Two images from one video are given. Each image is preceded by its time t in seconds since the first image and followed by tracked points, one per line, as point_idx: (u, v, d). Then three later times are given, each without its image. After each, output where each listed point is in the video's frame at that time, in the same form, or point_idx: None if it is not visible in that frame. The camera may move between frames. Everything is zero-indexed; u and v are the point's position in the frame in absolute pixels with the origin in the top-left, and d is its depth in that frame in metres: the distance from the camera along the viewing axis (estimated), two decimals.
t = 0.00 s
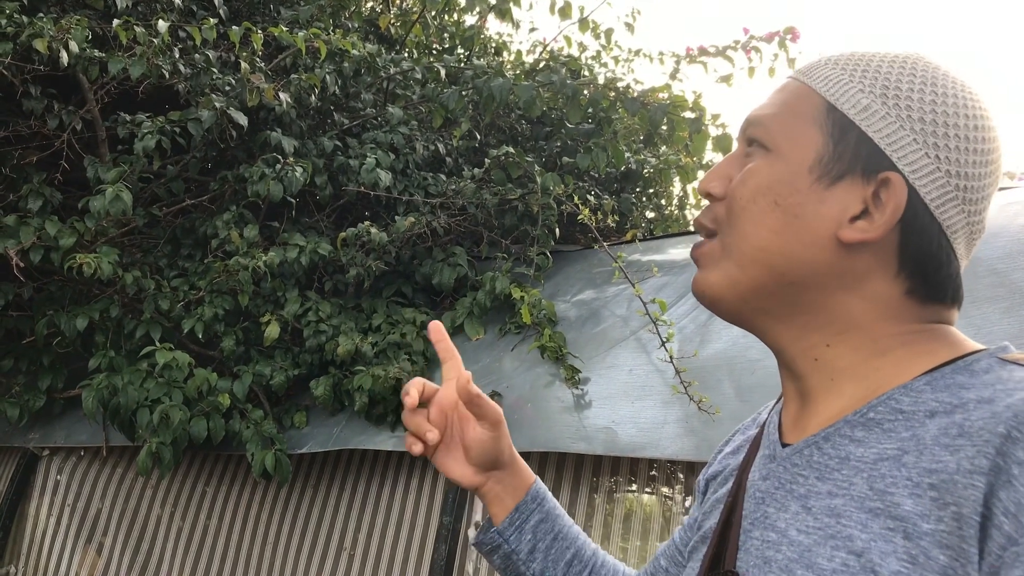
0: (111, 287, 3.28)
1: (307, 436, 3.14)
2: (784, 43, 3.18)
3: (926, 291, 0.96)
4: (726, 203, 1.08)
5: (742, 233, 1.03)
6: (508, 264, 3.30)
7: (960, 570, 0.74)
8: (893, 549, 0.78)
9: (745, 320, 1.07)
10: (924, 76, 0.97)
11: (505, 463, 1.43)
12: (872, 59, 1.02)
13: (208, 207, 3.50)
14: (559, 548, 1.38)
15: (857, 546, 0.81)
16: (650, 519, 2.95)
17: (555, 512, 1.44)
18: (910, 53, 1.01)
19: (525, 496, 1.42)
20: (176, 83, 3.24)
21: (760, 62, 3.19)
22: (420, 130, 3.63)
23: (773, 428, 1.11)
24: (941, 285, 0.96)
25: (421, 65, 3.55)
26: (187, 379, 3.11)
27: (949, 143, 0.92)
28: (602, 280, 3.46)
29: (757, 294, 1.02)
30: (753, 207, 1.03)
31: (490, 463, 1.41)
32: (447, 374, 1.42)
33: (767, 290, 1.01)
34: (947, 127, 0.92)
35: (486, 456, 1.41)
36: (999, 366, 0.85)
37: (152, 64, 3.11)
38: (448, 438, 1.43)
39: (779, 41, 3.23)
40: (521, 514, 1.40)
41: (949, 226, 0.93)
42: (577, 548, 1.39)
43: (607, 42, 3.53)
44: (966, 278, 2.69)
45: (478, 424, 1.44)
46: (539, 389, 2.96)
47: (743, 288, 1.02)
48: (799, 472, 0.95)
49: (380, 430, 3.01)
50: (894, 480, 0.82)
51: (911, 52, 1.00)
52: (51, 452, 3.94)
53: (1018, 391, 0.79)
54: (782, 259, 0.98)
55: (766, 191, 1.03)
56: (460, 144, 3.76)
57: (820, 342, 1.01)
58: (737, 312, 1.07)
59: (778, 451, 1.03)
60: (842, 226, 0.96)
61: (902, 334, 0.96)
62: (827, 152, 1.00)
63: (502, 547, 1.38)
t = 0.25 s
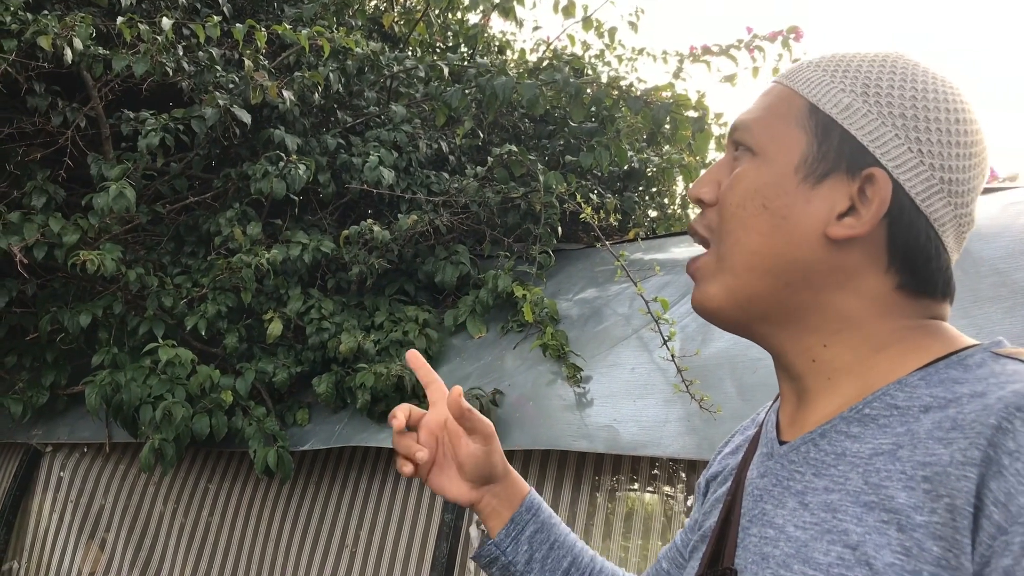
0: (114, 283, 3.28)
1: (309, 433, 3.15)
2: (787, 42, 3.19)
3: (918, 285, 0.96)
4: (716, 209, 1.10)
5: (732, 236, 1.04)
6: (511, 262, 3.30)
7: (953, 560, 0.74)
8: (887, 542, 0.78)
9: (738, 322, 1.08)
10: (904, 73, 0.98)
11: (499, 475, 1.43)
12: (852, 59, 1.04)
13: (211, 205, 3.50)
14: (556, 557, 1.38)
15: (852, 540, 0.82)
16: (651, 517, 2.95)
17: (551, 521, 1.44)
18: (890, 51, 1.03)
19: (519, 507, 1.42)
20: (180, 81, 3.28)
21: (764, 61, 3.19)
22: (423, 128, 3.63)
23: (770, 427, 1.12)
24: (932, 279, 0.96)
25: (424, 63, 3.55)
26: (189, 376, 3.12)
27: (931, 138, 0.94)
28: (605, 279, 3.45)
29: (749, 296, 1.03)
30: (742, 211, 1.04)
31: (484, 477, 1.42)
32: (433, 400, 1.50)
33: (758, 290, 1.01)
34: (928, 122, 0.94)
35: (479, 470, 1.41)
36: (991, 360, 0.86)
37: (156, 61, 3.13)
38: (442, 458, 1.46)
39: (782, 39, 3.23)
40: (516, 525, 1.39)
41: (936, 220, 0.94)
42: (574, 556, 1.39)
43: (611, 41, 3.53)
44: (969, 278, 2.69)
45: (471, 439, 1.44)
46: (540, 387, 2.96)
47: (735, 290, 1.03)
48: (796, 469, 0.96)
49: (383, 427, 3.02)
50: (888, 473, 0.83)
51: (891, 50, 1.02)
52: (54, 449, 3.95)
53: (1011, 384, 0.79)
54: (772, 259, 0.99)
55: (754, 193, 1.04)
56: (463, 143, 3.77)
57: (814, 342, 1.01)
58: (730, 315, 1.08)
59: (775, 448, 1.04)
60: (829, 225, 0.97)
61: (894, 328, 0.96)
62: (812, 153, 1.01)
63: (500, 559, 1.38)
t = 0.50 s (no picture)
0: (117, 280, 3.29)
1: (311, 431, 3.17)
2: (789, 42, 3.19)
3: (903, 281, 0.99)
4: (705, 216, 1.14)
5: (722, 241, 1.09)
6: (512, 260, 3.30)
7: (944, 552, 0.75)
8: (880, 536, 0.80)
9: (733, 323, 1.12)
10: (882, 75, 1.02)
11: (521, 475, 1.43)
12: (832, 64, 1.08)
13: (213, 202, 3.51)
14: (574, 559, 1.40)
15: (845, 534, 0.83)
16: (651, 516, 2.96)
17: (570, 522, 1.45)
18: (868, 55, 1.07)
19: (538, 508, 1.43)
20: (183, 78, 3.30)
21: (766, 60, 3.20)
22: (425, 126, 3.64)
23: (765, 427, 1.14)
24: (920, 276, 0.99)
25: (427, 62, 3.56)
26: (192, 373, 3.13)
27: (910, 136, 0.97)
28: (606, 277, 3.46)
29: (740, 297, 1.07)
30: (730, 215, 1.09)
31: (507, 476, 1.41)
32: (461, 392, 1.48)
33: (750, 291, 1.06)
34: (906, 121, 0.98)
35: (504, 470, 1.41)
36: (981, 356, 0.88)
37: (159, 59, 3.15)
38: (467, 452, 1.46)
39: (784, 39, 3.23)
40: (536, 525, 1.41)
41: (922, 216, 0.97)
42: (591, 559, 1.41)
43: (614, 39, 3.53)
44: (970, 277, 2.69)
45: (498, 436, 1.43)
46: (542, 385, 2.97)
47: (727, 292, 1.08)
48: (791, 466, 0.98)
49: (384, 424, 3.03)
50: (881, 468, 0.84)
51: (869, 54, 1.06)
52: (56, 445, 3.96)
53: (999, 378, 0.82)
54: (761, 261, 1.03)
55: (741, 197, 1.09)
56: (465, 141, 3.77)
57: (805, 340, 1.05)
58: (724, 317, 1.12)
59: (770, 447, 1.06)
60: (814, 225, 1.01)
61: (883, 325, 1.00)
62: (795, 157, 1.06)
63: (517, 557, 1.39)
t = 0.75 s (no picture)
0: (117, 278, 3.29)
1: (311, 428, 3.17)
2: (790, 40, 3.19)
3: (892, 278, 1.00)
4: (696, 219, 1.15)
5: (712, 243, 1.10)
6: (512, 258, 3.30)
7: (936, 545, 0.75)
8: (873, 529, 0.80)
9: (725, 326, 1.12)
10: (864, 74, 1.04)
11: (531, 475, 1.43)
12: (815, 65, 1.10)
13: (214, 200, 3.50)
14: (579, 560, 1.39)
15: (839, 529, 0.83)
16: (651, 514, 2.95)
17: (576, 523, 1.44)
18: (850, 55, 1.08)
19: (545, 508, 1.42)
20: (183, 76, 3.30)
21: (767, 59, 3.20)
22: (426, 124, 3.63)
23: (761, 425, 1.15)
24: (909, 272, 1.00)
25: (427, 59, 3.55)
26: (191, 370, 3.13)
27: (894, 134, 0.98)
28: (606, 276, 3.45)
29: (731, 297, 1.07)
30: (720, 217, 1.10)
31: (517, 475, 1.42)
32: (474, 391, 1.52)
33: (740, 291, 1.06)
34: (889, 119, 0.99)
35: (514, 469, 1.42)
36: (974, 352, 0.88)
37: (159, 56, 3.15)
38: (478, 451, 1.49)
39: (785, 37, 3.23)
40: (543, 525, 1.40)
41: (908, 211, 0.98)
42: (596, 561, 1.40)
43: (615, 38, 3.53)
44: (970, 276, 2.69)
45: (510, 436, 1.44)
46: (542, 384, 2.97)
47: (717, 293, 1.08)
48: (786, 463, 0.98)
49: (384, 422, 3.04)
50: (874, 463, 0.84)
51: (851, 54, 1.08)
52: (56, 443, 3.95)
53: (991, 373, 0.81)
54: (752, 261, 1.04)
55: (729, 199, 1.10)
56: (465, 139, 3.76)
57: (798, 340, 1.05)
58: (717, 320, 1.12)
59: (765, 445, 1.06)
60: (803, 224, 1.02)
61: (873, 322, 1.00)
62: (781, 157, 1.07)
63: (523, 557, 1.38)
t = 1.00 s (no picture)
0: (115, 276, 3.28)
1: (309, 427, 3.17)
2: (788, 39, 3.19)
3: (886, 272, 1.00)
4: (687, 229, 1.15)
5: (706, 251, 1.10)
6: (511, 257, 3.29)
7: (929, 544, 0.74)
8: (866, 529, 0.79)
9: (724, 334, 1.12)
10: (842, 72, 1.05)
11: (520, 483, 1.43)
12: (793, 67, 1.11)
13: (211, 198, 3.50)
14: (572, 565, 1.39)
15: (833, 529, 0.83)
16: (649, 514, 2.95)
17: (567, 530, 1.44)
18: (827, 55, 1.10)
19: (536, 515, 1.42)
20: (181, 74, 3.29)
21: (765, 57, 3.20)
22: (425, 123, 3.62)
23: (757, 425, 1.15)
24: (901, 265, 1.00)
25: (426, 58, 3.54)
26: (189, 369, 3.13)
27: (876, 128, 1.00)
28: (605, 274, 3.44)
29: (727, 303, 1.07)
30: (712, 224, 1.10)
31: (506, 483, 1.42)
32: (457, 402, 1.51)
33: (736, 296, 1.06)
34: (870, 114, 1.00)
35: (503, 477, 1.41)
36: (967, 351, 0.88)
37: (157, 54, 3.15)
38: (466, 462, 1.47)
39: (784, 36, 3.22)
40: (533, 532, 1.40)
41: (898, 203, 0.99)
42: (589, 565, 1.40)
43: (613, 37, 3.52)
44: (969, 275, 2.68)
45: (498, 444, 1.44)
46: (540, 383, 2.96)
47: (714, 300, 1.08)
48: (781, 464, 0.97)
49: (381, 421, 3.04)
50: (867, 463, 0.84)
51: (828, 54, 1.10)
52: (54, 441, 3.95)
53: (983, 372, 0.81)
54: (747, 266, 1.04)
55: (720, 205, 1.10)
56: (464, 138, 3.76)
57: (795, 342, 1.05)
58: (715, 329, 1.12)
59: (761, 445, 1.06)
60: (794, 224, 1.02)
61: (869, 317, 1.00)
62: (768, 160, 1.08)
63: (515, 565, 1.39)
